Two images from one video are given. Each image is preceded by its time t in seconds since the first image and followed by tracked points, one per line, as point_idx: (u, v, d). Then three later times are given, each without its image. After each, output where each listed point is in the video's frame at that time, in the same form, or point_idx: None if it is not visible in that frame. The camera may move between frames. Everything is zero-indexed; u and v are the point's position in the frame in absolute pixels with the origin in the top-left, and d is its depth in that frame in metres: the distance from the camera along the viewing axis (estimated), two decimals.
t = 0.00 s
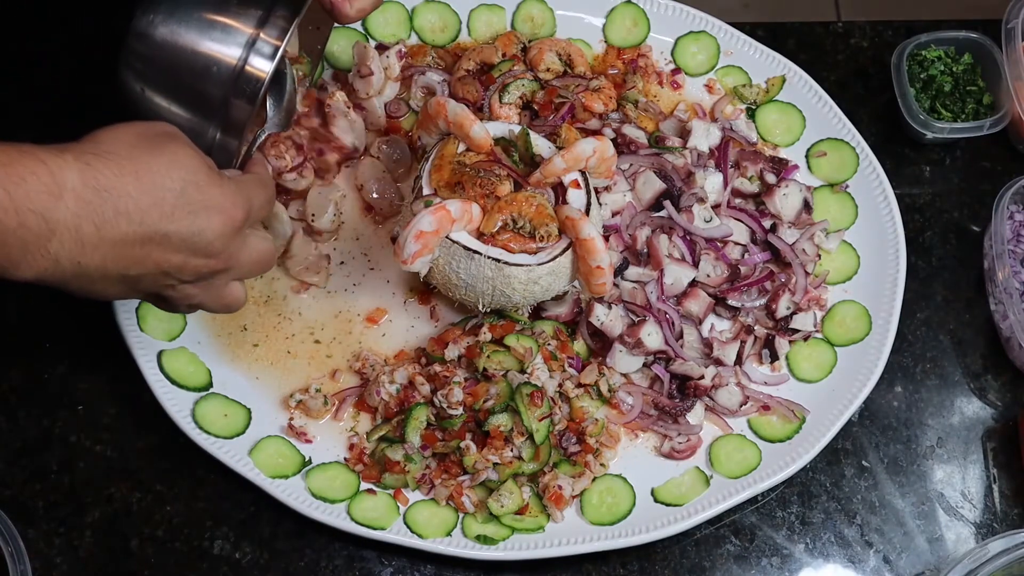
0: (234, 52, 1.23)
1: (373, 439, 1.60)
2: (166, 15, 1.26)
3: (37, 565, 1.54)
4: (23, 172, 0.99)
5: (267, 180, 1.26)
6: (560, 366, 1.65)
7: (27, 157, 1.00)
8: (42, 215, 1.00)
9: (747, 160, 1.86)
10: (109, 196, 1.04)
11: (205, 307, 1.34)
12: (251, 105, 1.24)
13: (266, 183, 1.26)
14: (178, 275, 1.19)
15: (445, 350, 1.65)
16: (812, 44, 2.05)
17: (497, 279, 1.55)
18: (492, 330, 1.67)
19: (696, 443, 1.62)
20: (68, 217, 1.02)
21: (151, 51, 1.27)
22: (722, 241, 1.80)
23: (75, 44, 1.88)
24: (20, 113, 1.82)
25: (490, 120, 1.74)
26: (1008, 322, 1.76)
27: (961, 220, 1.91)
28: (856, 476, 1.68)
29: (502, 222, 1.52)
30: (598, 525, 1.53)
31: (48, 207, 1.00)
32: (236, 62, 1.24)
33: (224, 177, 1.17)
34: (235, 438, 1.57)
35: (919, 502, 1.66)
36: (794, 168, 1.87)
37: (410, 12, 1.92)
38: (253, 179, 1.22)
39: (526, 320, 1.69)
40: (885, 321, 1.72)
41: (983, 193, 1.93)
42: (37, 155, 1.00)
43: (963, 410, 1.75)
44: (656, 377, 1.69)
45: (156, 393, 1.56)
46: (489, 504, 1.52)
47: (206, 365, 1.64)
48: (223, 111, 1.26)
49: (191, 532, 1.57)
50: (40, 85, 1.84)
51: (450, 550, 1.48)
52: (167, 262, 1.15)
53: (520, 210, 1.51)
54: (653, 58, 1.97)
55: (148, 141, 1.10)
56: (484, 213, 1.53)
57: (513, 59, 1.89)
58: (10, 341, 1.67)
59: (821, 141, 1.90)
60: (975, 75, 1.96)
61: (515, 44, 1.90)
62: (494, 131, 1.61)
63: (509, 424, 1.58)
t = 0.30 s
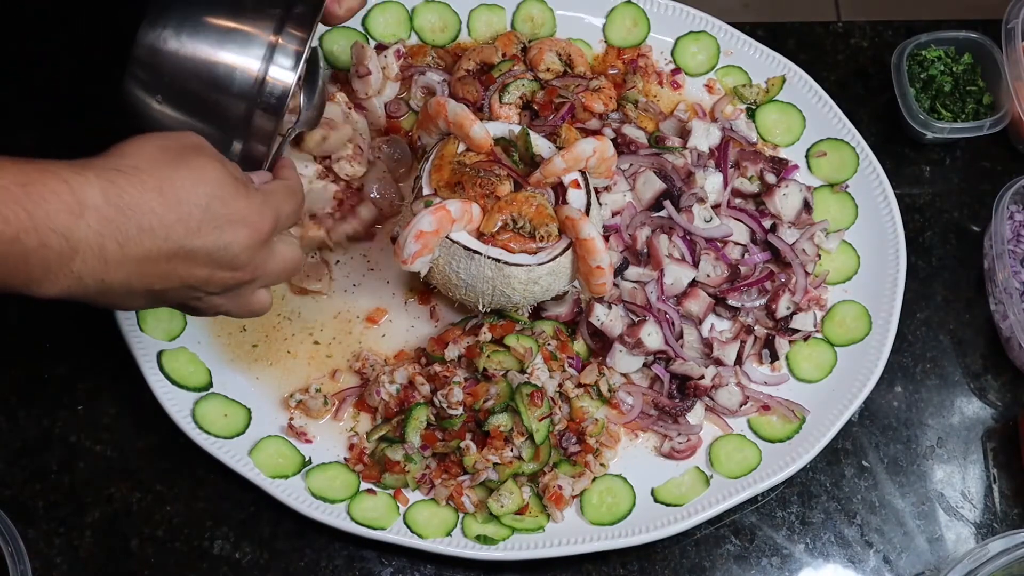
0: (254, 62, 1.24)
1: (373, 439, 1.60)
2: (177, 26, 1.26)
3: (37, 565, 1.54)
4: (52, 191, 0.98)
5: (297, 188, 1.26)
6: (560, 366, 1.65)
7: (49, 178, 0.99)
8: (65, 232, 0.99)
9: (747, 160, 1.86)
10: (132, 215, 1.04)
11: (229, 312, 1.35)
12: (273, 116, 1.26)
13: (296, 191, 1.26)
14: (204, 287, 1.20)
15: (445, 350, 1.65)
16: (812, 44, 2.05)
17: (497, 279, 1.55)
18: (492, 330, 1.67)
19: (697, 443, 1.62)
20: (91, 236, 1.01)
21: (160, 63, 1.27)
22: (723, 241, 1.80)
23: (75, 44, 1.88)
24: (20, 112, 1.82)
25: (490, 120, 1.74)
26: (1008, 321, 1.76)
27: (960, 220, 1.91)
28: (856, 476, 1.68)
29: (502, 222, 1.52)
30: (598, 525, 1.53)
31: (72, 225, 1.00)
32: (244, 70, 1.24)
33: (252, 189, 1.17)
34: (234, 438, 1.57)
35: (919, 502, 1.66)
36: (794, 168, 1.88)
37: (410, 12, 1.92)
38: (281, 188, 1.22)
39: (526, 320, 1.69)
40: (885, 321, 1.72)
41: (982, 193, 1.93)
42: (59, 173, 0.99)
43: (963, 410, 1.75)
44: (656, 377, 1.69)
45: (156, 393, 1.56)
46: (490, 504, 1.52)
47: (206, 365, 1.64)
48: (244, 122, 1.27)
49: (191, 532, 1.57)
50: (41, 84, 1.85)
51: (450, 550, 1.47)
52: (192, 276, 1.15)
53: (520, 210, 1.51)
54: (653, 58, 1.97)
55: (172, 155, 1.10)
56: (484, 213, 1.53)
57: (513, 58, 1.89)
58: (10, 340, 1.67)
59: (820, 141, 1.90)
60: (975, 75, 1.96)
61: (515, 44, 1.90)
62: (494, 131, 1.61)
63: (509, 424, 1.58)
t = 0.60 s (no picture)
0: (273, 58, 1.25)
1: (373, 439, 1.60)
2: (188, 27, 1.26)
3: (37, 565, 1.54)
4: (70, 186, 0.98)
5: (324, 176, 1.26)
6: (560, 366, 1.65)
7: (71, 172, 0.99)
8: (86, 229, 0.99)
9: (747, 160, 1.86)
10: (155, 207, 1.03)
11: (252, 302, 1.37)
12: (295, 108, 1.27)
13: (323, 179, 1.26)
14: (228, 279, 1.21)
15: (445, 350, 1.65)
16: (812, 44, 2.05)
17: (497, 279, 1.55)
18: (492, 330, 1.67)
19: (696, 443, 1.62)
20: (113, 230, 1.01)
21: (169, 67, 1.26)
22: (723, 241, 1.80)
23: (75, 43, 1.88)
24: (20, 112, 1.82)
25: (490, 120, 1.74)
26: (1008, 321, 1.76)
27: (960, 220, 1.90)
28: (856, 476, 1.68)
29: (502, 222, 1.52)
30: (598, 525, 1.53)
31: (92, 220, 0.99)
32: (263, 65, 1.25)
33: (277, 179, 1.16)
34: (234, 439, 1.57)
35: (919, 502, 1.66)
36: (794, 168, 1.87)
37: (410, 12, 1.92)
38: (307, 177, 1.22)
39: (526, 320, 1.69)
40: (885, 321, 1.72)
41: (982, 193, 1.93)
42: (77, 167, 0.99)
43: (963, 410, 1.75)
44: (656, 377, 1.69)
45: (156, 393, 1.56)
46: (489, 504, 1.52)
47: (206, 365, 1.64)
48: (266, 118, 1.28)
49: (191, 532, 1.57)
50: (42, 84, 1.85)
51: (450, 550, 1.47)
52: (215, 268, 1.16)
53: (520, 210, 1.51)
54: (653, 58, 1.97)
55: (198, 146, 1.09)
56: (484, 213, 1.53)
57: (513, 59, 1.89)
58: (10, 340, 1.67)
59: (821, 141, 1.89)
60: (975, 75, 1.96)
61: (515, 44, 1.90)
62: (494, 131, 1.61)
63: (509, 424, 1.58)
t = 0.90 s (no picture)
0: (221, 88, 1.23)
1: (373, 439, 1.60)
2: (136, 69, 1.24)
3: (36, 565, 1.54)
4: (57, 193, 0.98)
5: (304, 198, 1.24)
6: (560, 366, 1.65)
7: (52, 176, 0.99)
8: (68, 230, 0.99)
9: (747, 160, 1.87)
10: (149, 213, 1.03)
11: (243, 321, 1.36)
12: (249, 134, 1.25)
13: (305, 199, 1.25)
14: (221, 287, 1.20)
15: (445, 350, 1.65)
16: (813, 44, 2.05)
17: (498, 279, 1.55)
18: (492, 330, 1.67)
19: (697, 443, 1.63)
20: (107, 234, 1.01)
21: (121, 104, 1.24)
22: (723, 241, 1.80)
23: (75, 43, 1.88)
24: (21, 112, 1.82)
25: (490, 120, 1.74)
26: (1008, 321, 1.76)
27: (961, 220, 1.91)
28: (856, 476, 1.68)
29: (502, 222, 1.52)
30: (598, 525, 1.53)
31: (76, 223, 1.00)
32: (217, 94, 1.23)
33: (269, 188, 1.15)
34: (235, 439, 1.57)
35: (919, 502, 1.66)
36: (794, 168, 1.88)
37: (410, 11, 1.92)
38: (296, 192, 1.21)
39: (526, 320, 1.69)
40: (885, 321, 1.72)
41: (982, 193, 1.93)
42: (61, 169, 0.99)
43: (963, 410, 1.75)
44: (656, 377, 1.69)
45: (156, 393, 1.56)
46: (490, 504, 1.52)
47: (206, 365, 1.64)
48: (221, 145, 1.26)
49: (191, 532, 1.57)
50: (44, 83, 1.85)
51: (450, 550, 1.48)
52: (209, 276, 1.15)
53: (520, 210, 1.51)
54: (653, 58, 1.97)
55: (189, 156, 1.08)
56: (484, 213, 1.52)
57: (513, 58, 1.89)
58: (10, 340, 1.67)
59: (821, 141, 1.90)
60: (975, 75, 1.96)
61: (515, 44, 1.90)
62: (494, 131, 1.61)
63: (509, 424, 1.58)
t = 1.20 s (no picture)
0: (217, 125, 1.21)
1: (373, 439, 1.60)
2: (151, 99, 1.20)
3: (37, 565, 1.54)
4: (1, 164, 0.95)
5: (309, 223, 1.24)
6: (560, 366, 1.65)
7: None
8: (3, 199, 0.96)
9: (747, 160, 1.87)
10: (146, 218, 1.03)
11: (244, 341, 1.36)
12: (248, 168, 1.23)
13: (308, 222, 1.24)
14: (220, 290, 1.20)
15: (445, 350, 1.65)
16: (813, 44, 2.05)
17: (497, 279, 1.55)
18: (492, 330, 1.67)
19: (697, 443, 1.63)
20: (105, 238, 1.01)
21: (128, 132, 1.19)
22: (723, 241, 1.80)
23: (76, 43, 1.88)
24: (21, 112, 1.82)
25: (490, 120, 1.74)
26: (1008, 321, 1.76)
27: (961, 220, 1.91)
28: (856, 476, 1.68)
29: (502, 222, 1.52)
30: (598, 525, 1.53)
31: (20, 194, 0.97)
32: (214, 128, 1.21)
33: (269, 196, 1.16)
34: (235, 439, 1.57)
35: (919, 502, 1.66)
36: (794, 168, 1.88)
37: (410, 12, 1.92)
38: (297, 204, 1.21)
39: (526, 320, 1.69)
40: (885, 321, 1.72)
41: (982, 193, 1.93)
42: None
43: (963, 410, 1.75)
44: (656, 377, 1.69)
45: (156, 393, 1.56)
46: (490, 504, 1.52)
47: (206, 365, 1.64)
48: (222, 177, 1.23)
49: (191, 532, 1.57)
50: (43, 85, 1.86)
51: (450, 550, 1.48)
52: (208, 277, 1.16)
53: (520, 210, 1.51)
54: (653, 58, 1.97)
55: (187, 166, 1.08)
56: (484, 213, 1.52)
57: (513, 58, 1.89)
58: (10, 340, 1.67)
59: (821, 141, 1.90)
60: (975, 75, 1.96)
61: (515, 44, 1.90)
62: (494, 131, 1.61)
63: (509, 424, 1.58)
